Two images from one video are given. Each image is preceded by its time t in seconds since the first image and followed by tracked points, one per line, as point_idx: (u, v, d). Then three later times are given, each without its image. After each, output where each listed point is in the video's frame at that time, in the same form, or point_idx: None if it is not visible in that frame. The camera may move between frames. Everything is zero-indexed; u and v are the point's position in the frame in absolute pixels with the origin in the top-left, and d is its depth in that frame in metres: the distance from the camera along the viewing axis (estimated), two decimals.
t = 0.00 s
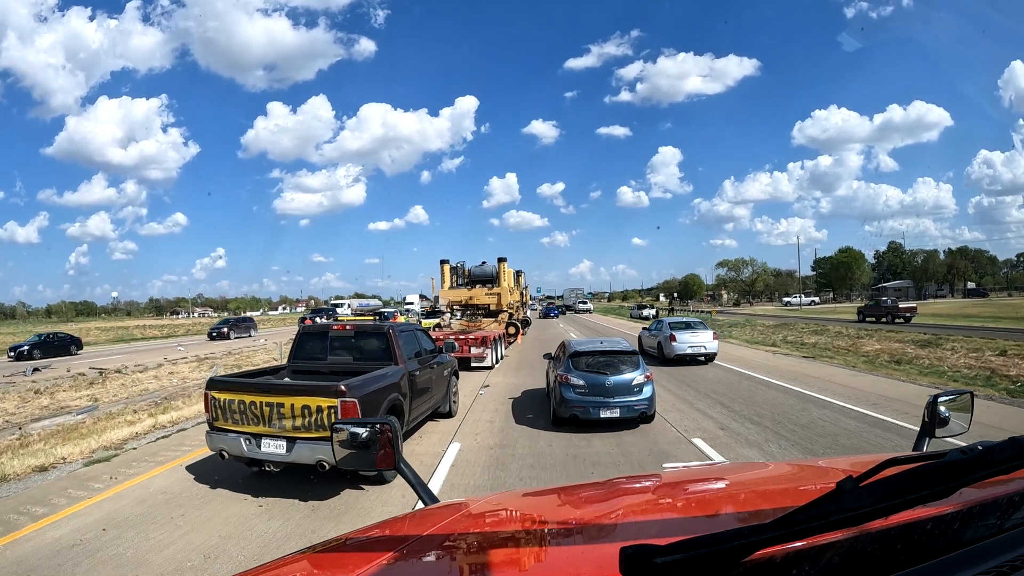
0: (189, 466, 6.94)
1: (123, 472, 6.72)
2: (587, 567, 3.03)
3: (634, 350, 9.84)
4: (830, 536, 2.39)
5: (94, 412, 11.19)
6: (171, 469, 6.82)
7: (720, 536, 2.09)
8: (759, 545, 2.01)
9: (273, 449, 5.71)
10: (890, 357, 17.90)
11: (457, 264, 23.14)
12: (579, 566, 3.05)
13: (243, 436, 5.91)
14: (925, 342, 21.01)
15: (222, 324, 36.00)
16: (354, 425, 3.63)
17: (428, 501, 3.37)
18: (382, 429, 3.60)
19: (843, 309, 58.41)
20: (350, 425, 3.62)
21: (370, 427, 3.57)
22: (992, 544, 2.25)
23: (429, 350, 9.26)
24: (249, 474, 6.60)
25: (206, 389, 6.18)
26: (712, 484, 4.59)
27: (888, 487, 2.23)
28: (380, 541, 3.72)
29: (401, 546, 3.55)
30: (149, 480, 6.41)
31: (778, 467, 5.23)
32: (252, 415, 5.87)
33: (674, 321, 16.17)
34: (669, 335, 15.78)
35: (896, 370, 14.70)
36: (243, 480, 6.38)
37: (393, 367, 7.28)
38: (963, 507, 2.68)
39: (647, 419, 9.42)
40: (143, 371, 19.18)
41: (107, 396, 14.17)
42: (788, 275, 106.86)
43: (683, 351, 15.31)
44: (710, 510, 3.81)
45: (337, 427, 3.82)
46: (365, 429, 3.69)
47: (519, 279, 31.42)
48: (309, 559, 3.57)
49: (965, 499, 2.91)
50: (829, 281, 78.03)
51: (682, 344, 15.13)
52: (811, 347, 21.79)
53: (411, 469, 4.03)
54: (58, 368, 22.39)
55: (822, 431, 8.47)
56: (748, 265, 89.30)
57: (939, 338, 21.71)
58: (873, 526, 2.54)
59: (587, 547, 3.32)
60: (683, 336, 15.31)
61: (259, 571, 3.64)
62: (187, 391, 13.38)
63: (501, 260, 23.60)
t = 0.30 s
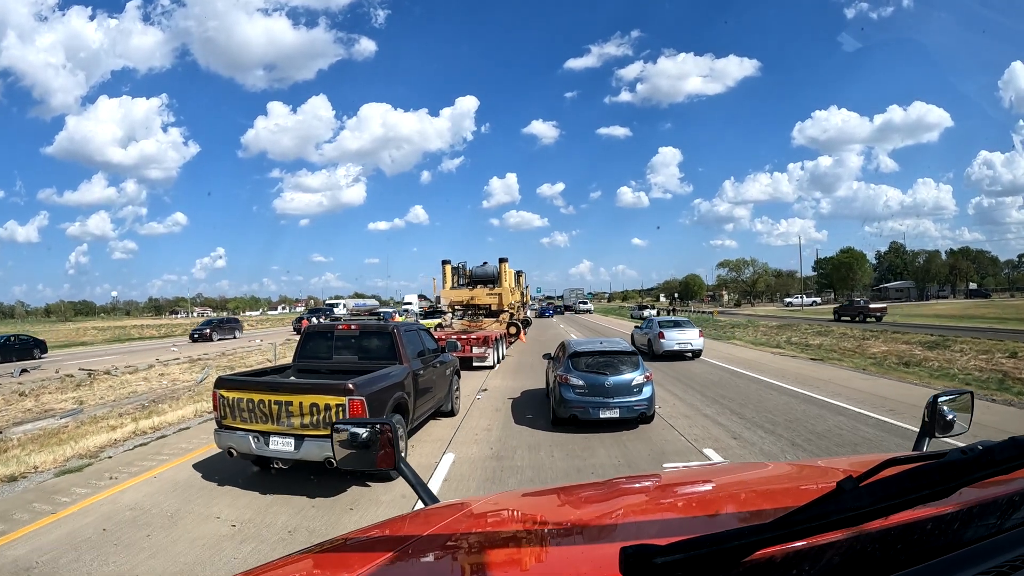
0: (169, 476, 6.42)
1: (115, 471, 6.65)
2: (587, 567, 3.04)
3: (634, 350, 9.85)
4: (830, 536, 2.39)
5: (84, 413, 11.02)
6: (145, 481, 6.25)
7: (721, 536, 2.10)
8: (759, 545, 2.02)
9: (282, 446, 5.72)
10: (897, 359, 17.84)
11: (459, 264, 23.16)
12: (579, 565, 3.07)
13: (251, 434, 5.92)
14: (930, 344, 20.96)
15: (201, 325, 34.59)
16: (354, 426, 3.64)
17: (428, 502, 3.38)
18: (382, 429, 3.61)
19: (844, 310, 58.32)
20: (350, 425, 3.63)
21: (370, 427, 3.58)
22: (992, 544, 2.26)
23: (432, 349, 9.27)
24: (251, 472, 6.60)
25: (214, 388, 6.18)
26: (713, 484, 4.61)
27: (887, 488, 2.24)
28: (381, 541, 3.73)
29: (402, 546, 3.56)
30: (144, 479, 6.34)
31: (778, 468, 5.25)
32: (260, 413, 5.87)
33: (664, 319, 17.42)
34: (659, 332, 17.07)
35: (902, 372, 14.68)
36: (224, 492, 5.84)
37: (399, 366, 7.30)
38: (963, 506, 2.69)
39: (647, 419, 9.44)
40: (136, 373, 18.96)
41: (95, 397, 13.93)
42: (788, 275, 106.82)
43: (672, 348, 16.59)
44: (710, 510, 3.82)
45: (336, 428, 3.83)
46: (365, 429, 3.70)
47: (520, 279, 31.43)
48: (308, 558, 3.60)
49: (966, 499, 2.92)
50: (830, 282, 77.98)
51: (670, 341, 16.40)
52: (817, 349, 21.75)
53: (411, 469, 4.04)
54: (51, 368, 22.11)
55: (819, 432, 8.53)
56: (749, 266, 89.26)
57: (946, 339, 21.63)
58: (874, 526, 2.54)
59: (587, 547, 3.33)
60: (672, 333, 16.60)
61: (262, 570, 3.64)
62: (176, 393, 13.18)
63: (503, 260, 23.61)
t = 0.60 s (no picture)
0: (142, 491, 5.99)
1: (99, 476, 6.53)
2: (586, 567, 2.98)
3: (633, 350, 9.79)
4: (830, 536, 2.32)
5: (68, 418, 10.82)
6: (124, 493, 5.90)
7: (719, 536, 2.03)
8: (759, 545, 1.96)
9: (290, 445, 5.65)
10: (906, 360, 17.70)
11: (459, 264, 23.10)
12: (577, 566, 3.00)
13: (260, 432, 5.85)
14: (939, 344, 20.81)
15: (180, 327, 32.98)
16: (354, 426, 3.57)
17: (426, 502, 3.31)
18: (382, 429, 3.54)
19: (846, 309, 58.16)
20: (350, 425, 3.56)
21: (370, 427, 3.51)
22: (995, 544, 2.19)
23: (434, 349, 9.20)
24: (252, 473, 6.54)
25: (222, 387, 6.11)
26: (714, 484, 4.54)
27: (887, 487, 2.18)
28: (379, 541, 3.66)
29: (401, 547, 3.49)
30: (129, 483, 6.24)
31: (779, 468, 5.18)
32: (268, 411, 5.80)
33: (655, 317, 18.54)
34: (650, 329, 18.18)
35: (909, 372, 14.56)
36: (198, 510, 5.39)
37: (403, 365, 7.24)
38: (964, 506, 2.61)
39: (647, 419, 9.37)
40: (125, 376, 18.73)
41: (80, 402, 13.70)
42: (789, 275, 106.71)
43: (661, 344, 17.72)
44: (711, 510, 3.75)
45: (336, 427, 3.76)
46: (365, 429, 3.63)
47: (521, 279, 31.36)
48: (308, 557, 3.56)
49: (967, 499, 2.85)
50: (832, 281, 77.84)
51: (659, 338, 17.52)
52: (823, 349, 21.61)
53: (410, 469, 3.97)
54: (40, 372, 21.84)
55: (818, 429, 8.48)
56: (750, 265, 89.13)
57: (952, 339, 21.49)
58: (874, 525, 2.47)
59: (587, 547, 3.26)
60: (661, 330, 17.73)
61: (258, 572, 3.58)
62: (164, 397, 12.97)
63: (504, 261, 23.55)
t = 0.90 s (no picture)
0: (108, 506, 5.38)
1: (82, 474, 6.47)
2: (586, 567, 2.97)
3: (632, 350, 9.79)
4: (830, 536, 2.30)
5: (50, 423, 10.68)
6: (127, 490, 5.85)
7: (719, 536, 2.02)
8: (759, 546, 1.95)
9: (298, 442, 5.65)
10: (914, 361, 17.65)
11: (461, 264, 23.07)
12: (577, 566, 3.00)
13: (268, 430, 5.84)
14: (949, 345, 20.73)
15: (156, 330, 31.17)
16: (354, 426, 3.55)
17: (426, 502, 3.30)
18: (382, 429, 3.52)
19: (848, 309, 58.01)
20: (350, 425, 3.55)
21: (370, 427, 3.50)
22: (994, 544, 2.18)
23: (436, 348, 9.18)
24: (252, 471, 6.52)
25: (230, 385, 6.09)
26: (713, 484, 4.54)
27: (888, 488, 2.17)
28: (380, 541, 3.65)
29: (401, 547, 3.48)
30: (113, 480, 6.20)
31: (779, 467, 5.18)
32: (277, 409, 5.79)
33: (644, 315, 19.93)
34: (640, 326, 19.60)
35: (913, 373, 14.51)
36: (167, 528, 4.78)
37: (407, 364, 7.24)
38: (964, 506, 2.60)
39: (647, 419, 9.36)
40: (113, 378, 18.57)
41: (65, 406, 13.57)
42: (790, 275, 106.60)
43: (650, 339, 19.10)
44: (711, 510, 3.74)
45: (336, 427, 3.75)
46: (365, 429, 3.62)
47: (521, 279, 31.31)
48: (310, 557, 3.54)
49: (968, 499, 2.84)
50: (833, 281, 77.71)
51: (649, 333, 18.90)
52: (828, 350, 21.56)
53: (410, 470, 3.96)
54: (29, 374, 21.66)
55: (819, 430, 8.47)
56: (751, 265, 89.02)
57: (962, 339, 21.44)
58: (874, 525, 2.46)
59: (587, 547, 3.25)
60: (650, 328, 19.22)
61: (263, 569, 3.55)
62: (151, 401, 12.84)
63: (505, 261, 23.51)
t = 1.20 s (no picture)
0: (74, 524, 5.00)
1: (62, 476, 6.41)
2: (586, 567, 2.95)
3: (631, 350, 9.77)
4: (829, 535, 2.28)
5: (32, 428, 10.57)
6: (125, 493, 5.82)
7: (719, 536, 2.01)
8: (759, 546, 1.93)
9: (307, 440, 5.64)
10: (920, 362, 17.59)
11: (462, 264, 23.04)
12: (577, 565, 2.98)
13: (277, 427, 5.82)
14: (956, 346, 20.67)
15: (132, 332, 29.64)
16: (354, 426, 3.54)
17: (426, 502, 3.28)
18: (382, 429, 3.50)
19: (850, 309, 57.89)
20: (350, 425, 3.53)
21: (370, 427, 3.48)
22: (995, 544, 2.16)
23: (438, 348, 9.17)
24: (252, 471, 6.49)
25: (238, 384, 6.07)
26: (713, 484, 4.53)
27: (888, 488, 2.15)
28: (380, 541, 3.64)
29: (401, 547, 3.47)
30: (96, 483, 6.16)
31: (779, 467, 5.18)
32: (285, 407, 5.77)
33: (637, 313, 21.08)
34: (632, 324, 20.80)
35: (915, 375, 14.47)
36: (127, 554, 4.37)
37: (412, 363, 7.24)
38: (964, 506, 2.58)
39: (646, 419, 9.35)
40: (101, 381, 18.44)
41: (64, 407, 13.49)
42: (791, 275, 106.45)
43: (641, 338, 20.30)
44: (712, 510, 3.73)
45: (337, 428, 3.73)
46: (365, 429, 3.60)
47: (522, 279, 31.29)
48: (308, 557, 3.52)
49: (968, 499, 2.82)
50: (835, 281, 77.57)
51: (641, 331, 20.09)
52: (833, 351, 21.52)
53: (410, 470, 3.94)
54: (18, 376, 21.48)
55: (819, 430, 8.47)
56: (752, 265, 88.94)
57: (969, 340, 21.38)
58: (875, 525, 2.44)
59: (587, 548, 3.24)
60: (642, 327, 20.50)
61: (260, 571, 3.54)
62: (138, 405, 12.74)
63: (506, 261, 23.47)
